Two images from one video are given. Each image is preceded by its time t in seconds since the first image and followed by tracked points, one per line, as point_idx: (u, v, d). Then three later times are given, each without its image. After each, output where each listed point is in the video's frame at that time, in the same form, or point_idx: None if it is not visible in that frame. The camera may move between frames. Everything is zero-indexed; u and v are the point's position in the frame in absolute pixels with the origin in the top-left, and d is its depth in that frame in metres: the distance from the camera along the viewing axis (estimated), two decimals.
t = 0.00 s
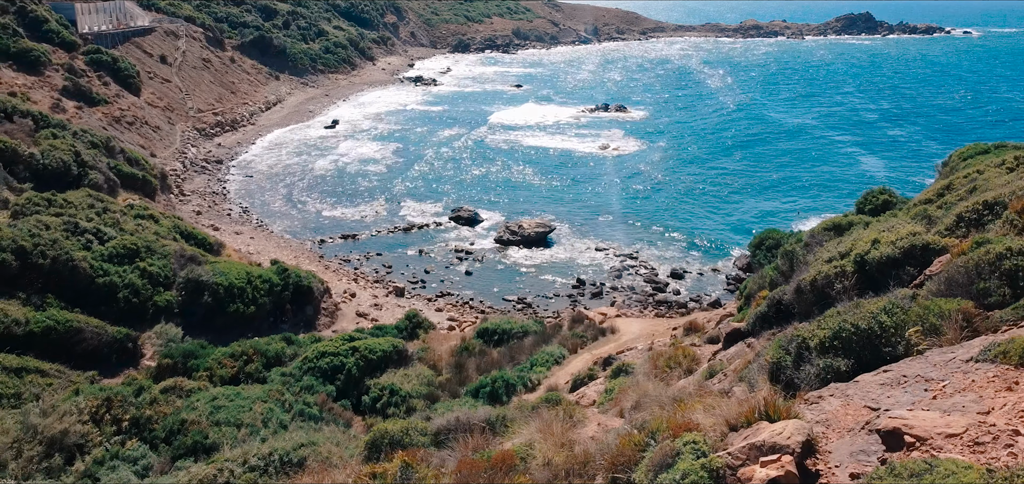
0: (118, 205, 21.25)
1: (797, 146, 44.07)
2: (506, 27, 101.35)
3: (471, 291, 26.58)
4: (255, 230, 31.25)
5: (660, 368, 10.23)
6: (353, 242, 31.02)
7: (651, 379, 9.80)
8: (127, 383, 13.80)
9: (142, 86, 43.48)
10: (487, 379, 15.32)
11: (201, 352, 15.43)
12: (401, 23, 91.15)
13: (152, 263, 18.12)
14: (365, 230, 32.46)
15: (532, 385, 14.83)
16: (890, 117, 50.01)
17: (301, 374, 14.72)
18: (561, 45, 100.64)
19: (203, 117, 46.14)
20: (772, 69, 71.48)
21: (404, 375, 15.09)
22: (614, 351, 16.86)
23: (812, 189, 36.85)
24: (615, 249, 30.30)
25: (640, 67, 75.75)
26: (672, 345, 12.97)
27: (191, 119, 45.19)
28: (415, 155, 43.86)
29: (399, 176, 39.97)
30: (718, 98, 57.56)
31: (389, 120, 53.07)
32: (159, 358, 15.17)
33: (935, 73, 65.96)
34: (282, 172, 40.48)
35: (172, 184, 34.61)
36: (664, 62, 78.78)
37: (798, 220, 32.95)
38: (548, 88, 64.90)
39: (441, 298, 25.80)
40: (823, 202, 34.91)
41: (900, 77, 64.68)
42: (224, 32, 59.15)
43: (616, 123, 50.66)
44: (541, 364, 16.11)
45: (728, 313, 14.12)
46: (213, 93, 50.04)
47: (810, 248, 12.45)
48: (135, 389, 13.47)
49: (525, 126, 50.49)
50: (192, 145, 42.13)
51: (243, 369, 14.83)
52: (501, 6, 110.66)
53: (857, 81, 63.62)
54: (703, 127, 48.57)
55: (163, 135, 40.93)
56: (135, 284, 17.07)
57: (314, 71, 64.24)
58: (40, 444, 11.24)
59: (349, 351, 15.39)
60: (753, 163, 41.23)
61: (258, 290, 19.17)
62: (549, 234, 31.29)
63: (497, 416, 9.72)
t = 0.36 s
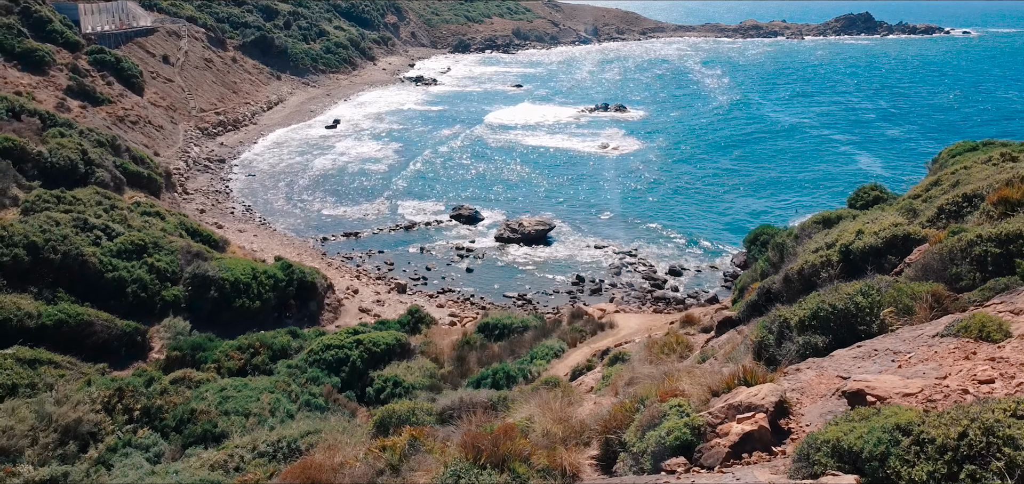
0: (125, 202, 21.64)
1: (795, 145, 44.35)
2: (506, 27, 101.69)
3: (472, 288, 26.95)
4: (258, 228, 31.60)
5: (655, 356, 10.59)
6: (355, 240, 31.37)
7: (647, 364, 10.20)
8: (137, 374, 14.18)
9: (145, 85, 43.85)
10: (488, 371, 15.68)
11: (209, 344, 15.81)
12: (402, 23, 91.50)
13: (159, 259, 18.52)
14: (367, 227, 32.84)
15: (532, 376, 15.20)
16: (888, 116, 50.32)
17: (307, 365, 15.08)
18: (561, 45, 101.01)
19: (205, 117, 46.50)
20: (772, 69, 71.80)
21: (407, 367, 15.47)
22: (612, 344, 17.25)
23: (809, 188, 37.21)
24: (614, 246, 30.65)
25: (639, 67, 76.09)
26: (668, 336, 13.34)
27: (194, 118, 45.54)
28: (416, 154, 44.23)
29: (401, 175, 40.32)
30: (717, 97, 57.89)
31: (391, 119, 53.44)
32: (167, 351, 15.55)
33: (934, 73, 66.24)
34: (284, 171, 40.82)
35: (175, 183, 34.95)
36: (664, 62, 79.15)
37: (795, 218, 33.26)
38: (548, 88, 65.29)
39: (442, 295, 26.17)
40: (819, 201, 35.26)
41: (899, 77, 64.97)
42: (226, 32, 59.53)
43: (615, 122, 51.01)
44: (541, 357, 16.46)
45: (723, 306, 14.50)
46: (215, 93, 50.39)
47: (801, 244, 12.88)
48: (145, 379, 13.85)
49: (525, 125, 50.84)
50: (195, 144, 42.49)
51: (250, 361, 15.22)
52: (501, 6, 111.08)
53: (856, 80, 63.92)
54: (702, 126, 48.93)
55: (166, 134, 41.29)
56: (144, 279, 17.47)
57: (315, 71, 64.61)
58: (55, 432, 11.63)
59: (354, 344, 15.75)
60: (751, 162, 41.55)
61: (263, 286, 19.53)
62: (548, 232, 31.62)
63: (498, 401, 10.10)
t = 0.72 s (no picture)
0: (131, 200, 21.97)
1: (794, 145, 44.60)
2: (507, 27, 102.00)
3: (472, 285, 27.26)
4: (261, 227, 31.90)
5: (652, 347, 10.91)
6: (357, 238, 31.68)
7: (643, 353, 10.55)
8: (145, 367, 14.50)
9: (147, 85, 44.15)
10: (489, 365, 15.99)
11: (215, 339, 16.13)
12: (402, 23, 91.81)
13: (166, 256, 18.84)
14: (368, 226, 33.17)
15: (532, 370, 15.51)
16: (886, 116, 50.60)
17: (311, 359, 15.42)
18: (561, 45, 101.34)
19: (208, 116, 46.82)
20: (771, 69, 72.15)
21: (409, 361, 15.79)
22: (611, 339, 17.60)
23: (807, 187, 37.51)
24: (613, 244, 30.96)
25: (639, 67, 76.41)
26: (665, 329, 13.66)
27: (196, 118, 45.81)
28: (417, 153, 44.56)
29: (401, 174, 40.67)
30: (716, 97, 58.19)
31: (391, 119, 53.75)
32: (174, 345, 15.87)
33: (933, 72, 66.48)
34: (286, 170, 41.13)
35: (178, 182, 35.23)
36: (663, 62, 79.47)
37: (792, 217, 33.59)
38: (547, 88, 65.65)
39: (444, 292, 26.50)
40: (816, 200, 35.56)
41: (898, 76, 65.20)
42: (227, 33, 59.86)
43: (615, 122, 51.32)
44: (541, 351, 16.76)
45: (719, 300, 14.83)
46: (217, 93, 50.70)
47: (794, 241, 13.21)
48: (154, 372, 14.17)
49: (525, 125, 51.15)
50: (197, 144, 42.79)
51: (256, 355, 15.57)
52: (502, 6, 111.44)
53: (855, 81, 64.16)
54: (701, 126, 49.26)
55: (169, 134, 41.60)
56: (150, 275, 17.80)
57: (316, 71, 64.94)
58: (68, 422, 11.90)
59: (357, 338, 16.08)
60: (751, 162, 41.81)
61: (267, 282, 19.83)
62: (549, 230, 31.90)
63: (500, 386, 10.42)
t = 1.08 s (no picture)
0: (137, 199, 22.31)
1: (792, 144, 44.90)
2: (507, 28, 102.26)
3: (472, 283, 27.58)
4: (264, 226, 32.22)
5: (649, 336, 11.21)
6: (358, 236, 31.99)
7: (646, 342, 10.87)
8: (153, 361, 14.83)
9: (150, 85, 44.45)
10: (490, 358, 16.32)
11: (220, 334, 16.45)
12: (403, 24, 92.10)
13: (172, 252, 19.18)
14: (370, 225, 33.48)
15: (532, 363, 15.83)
16: (885, 116, 50.80)
17: (315, 353, 15.78)
18: (561, 45, 101.64)
19: (210, 116, 47.15)
20: (770, 69, 72.39)
21: (411, 354, 16.11)
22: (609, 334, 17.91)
23: (804, 186, 37.76)
24: (612, 243, 31.27)
25: (639, 67, 76.72)
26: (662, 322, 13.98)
27: (198, 118, 46.12)
28: (418, 153, 44.88)
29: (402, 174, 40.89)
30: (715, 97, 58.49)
31: (392, 119, 54.00)
32: (180, 340, 16.18)
33: (933, 72, 66.59)
34: (288, 170, 41.45)
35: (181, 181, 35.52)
36: (664, 62, 79.71)
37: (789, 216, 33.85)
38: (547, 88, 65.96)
39: (444, 289, 26.83)
40: (813, 199, 35.82)
41: (898, 77, 65.28)
42: (229, 33, 60.17)
43: (614, 122, 51.62)
44: (541, 345, 17.09)
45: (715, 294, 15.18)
46: (218, 92, 50.99)
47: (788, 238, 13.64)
48: (162, 365, 14.52)
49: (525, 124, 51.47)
50: (200, 143, 43.10)
51: (262, 349, 15.91)
52: (502, 6, 111.78)
53: (854, 81, 64.29)
54: (700, 126, 49.51)
55: (172, 133, 41.91)
56: (157, 272, 18.12)
57: (317, 71, 65.25)
58: (79, 413, 12.18)
59: (361, 333, 16.41)
60: (749, 161, 42.10)
61: (271, 279, 20.14)
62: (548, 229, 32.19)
63: (500, 373, 10.74)
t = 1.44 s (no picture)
0: (143, 197, 22.69)
1: (790, 144, 45.25)
2: (507, 28, 102.63)
3: (473, 281, 27.96)
4: (267, 224, 32.61)
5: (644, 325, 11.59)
6: (360, 235, 32.36)
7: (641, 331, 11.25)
8: (162, 354, 15.22)
9: (153, 85, 44.80)
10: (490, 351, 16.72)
11: (226, 329, 16.84)
12: (403, 24, 92.42)
13: (179, 249, 19.57)
14: (371, 223, 33.84)
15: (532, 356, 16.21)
16: (883, 116, 51.10)
17: (320, 347, 16.16)
18: (561, 45, 101.98)
19: (212, 116, 47.52)
20: (769, 69, 72.73)
21: (414, 348, 16.52)
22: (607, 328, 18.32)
23: (802, 185, 38.07)
24: (611, 241, 31.63)
25: (638, 66, 77.09)
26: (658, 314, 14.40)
27: (200, 118, 46.48)
28: (418, 153, 45.23)
29: (403, 174, 41.21)
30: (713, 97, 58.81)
31: (393, 119, 54.31)
32: (188, 335, 16.57)
33: (932, 73, 66.84)
34: (290, 169, 41.82)
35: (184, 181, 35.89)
36: (663, 62, 80.05)
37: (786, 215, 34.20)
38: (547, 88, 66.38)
39: (445, 287, 27.21)
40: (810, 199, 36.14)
41: (897, 77, 65.53)
42: (230, 33, 60.54)
43: (613, 122, 51.99)
44: (541, 339, 17.49)
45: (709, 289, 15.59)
46: (220, 93, 51.37)
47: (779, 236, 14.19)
48: (171, 358, 14.92)
49: (525, 124, 51.86)
50: (202, 143, 43.49)
51: (268, 344, 16.32)
52: (502, 7, 112.18)
53: (853, 80, 64.55)
54: (698, 126, 49.86)
55: (175, 133, 42.28)
56: (164, 268, 18.52)
57: (318, 71, 65.63)
58: (92, 404, 12.52)
59: (364, 328, 16.81)
60: (747, 161, 42.45)
61: (275, 276, 20.51)
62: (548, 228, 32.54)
63: (501, 360, 11.16)
